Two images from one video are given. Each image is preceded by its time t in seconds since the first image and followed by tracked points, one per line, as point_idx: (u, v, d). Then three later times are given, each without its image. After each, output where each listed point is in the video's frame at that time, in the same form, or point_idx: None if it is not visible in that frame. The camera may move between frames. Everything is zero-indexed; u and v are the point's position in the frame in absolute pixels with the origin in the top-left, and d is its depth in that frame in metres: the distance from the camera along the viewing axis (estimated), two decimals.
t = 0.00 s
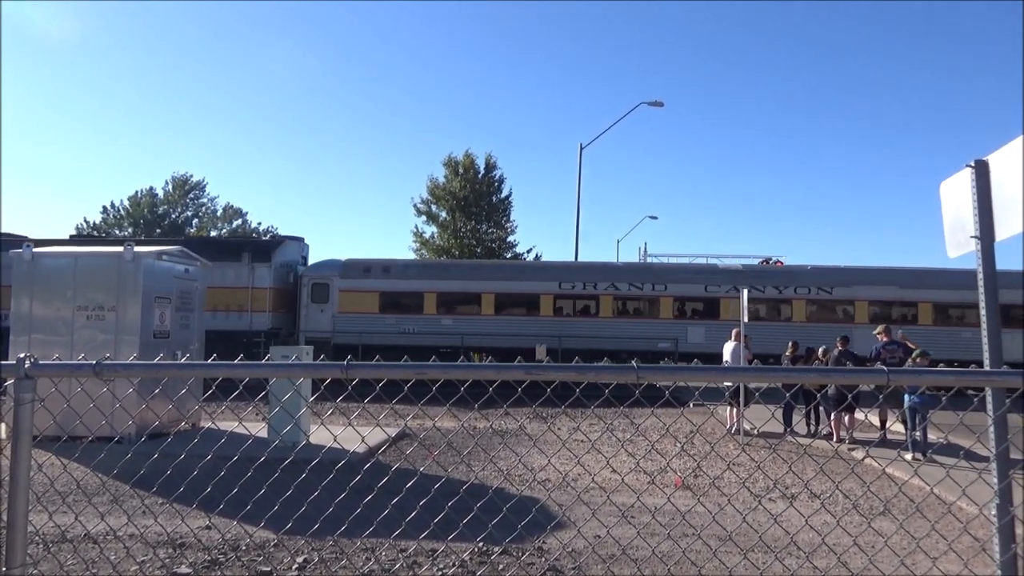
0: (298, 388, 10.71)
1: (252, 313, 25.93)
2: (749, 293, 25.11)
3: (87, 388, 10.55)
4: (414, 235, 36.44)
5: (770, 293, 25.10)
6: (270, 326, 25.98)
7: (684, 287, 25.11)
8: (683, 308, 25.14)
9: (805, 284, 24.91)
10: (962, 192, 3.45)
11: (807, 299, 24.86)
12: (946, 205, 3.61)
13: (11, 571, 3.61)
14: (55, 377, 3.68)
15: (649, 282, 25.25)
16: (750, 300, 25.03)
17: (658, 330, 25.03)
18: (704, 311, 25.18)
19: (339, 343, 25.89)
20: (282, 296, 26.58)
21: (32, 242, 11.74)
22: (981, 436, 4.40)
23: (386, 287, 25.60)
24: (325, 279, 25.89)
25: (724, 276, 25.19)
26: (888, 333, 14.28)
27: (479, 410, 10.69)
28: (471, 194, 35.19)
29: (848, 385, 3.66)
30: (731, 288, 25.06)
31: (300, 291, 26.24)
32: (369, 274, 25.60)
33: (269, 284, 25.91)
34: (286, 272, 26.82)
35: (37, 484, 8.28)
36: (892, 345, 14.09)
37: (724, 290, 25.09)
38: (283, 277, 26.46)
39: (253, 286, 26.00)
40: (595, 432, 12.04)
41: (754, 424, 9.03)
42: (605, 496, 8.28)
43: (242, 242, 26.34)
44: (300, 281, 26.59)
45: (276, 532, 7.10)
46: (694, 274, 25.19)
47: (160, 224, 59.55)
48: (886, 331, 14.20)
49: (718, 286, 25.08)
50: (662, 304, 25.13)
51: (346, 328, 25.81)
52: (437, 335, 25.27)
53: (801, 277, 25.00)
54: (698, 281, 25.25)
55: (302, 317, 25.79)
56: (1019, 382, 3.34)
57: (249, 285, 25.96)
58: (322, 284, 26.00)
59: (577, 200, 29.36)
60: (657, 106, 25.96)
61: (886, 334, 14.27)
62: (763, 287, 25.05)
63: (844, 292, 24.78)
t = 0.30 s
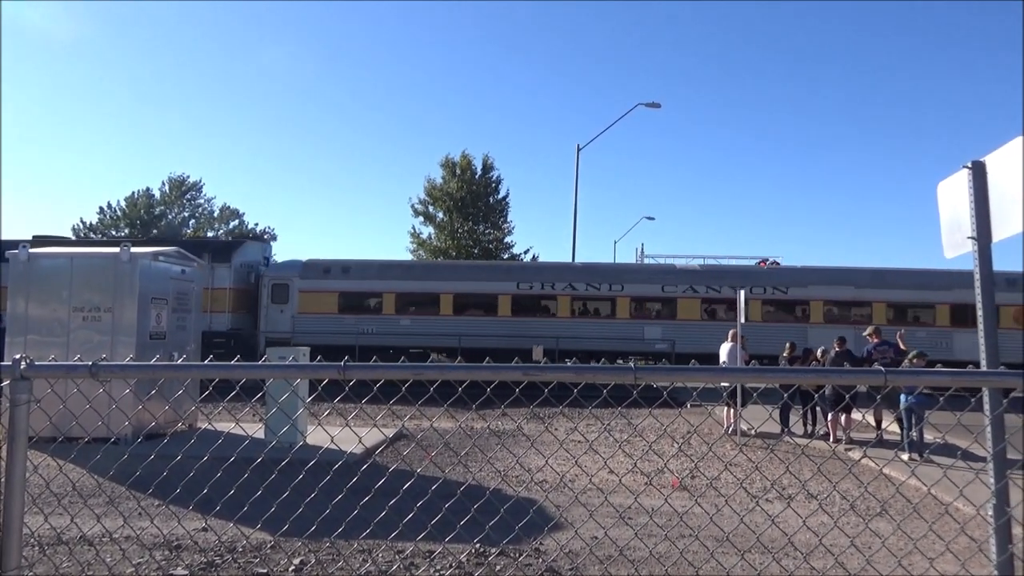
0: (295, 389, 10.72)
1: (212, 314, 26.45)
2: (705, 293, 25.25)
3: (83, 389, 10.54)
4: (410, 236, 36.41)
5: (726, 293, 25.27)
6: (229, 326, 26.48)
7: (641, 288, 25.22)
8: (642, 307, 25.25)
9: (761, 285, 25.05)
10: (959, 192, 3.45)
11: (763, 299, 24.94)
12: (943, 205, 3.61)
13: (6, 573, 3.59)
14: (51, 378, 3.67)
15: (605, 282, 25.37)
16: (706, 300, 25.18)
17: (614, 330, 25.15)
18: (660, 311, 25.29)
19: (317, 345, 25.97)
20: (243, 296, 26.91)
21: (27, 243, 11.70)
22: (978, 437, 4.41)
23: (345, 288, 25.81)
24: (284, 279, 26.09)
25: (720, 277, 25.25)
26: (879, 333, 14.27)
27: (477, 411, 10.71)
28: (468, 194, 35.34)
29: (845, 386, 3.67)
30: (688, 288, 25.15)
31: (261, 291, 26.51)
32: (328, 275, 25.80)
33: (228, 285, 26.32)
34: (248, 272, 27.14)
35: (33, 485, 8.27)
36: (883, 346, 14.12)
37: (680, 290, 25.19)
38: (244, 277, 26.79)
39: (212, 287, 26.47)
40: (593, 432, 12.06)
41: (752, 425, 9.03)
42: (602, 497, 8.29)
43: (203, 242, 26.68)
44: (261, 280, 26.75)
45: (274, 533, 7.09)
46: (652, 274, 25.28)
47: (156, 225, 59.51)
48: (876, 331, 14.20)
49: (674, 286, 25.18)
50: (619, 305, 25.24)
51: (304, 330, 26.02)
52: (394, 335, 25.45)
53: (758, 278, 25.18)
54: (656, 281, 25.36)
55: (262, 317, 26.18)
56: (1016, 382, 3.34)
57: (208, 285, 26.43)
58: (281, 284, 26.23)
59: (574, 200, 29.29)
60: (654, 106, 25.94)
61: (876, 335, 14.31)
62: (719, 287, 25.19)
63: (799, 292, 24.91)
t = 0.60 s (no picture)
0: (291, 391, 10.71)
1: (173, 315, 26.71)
2: (662, 292, 25.29)
3: (79, 392, 10.52)
4: (407, 237, 36.47)
5: (683, 292, 25.28)
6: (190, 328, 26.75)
7: (597, 288, 25.31)
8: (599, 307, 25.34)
9: (716, 284, 25.23)
10: (953, 191, 3.46)
11: (718, 299, 25.14)
12: (938, 203, 3.61)
13: None
14: (46, 381, 3.67)
15: (563, 282, 25.46)
16: (662, 300, 25.24)
17: (570, 330, 25.27)
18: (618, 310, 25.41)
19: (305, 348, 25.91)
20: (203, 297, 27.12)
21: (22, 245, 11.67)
22: (974, 436, 4.42)
23: (304, 289, 25.87)
24: (244, 280, 26.08)
25: (716, 277, 25.29)
26: (870, 333, 14.29)
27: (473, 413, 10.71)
28: (464, 196, 35.19)
29: (841, 386, 3.67)
30: (644, 287, 25.24)
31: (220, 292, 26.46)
32: (287, 276, 25.90)
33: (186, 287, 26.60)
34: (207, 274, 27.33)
35: (29, 488, 8.26)
36: (878, 346, 14.14)
37: (637, 290, 25.29)
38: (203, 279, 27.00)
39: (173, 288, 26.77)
40: (590, 433, 12.07)
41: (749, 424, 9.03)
42: (600, 498, 8.29)
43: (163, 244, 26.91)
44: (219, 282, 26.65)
45: (271, 536, 7.09)
46: (608, 274, 25.36)
47: (152, 226, 59.53)
48: (867, 331, 14.22)
49: (631, 286, 25.28)
50: (576, 305, 25.34)
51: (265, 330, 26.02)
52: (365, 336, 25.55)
53: (713, 277, 25.34)
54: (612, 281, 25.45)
55: (221, 318, 26.10)
56: (1012, 381, 3.34)
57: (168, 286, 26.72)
58: (241, 286, 26.22)
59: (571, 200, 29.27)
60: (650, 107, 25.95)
61: (868, 335, 14.31)
62: (675, 287, 25.19)
63: (756, 292, 25.09)
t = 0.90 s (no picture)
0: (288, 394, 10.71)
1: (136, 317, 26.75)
2: (620, 293, 25.46)
3: (76, 395, 10.51)
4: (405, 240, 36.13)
5: (640, 293, 25.43)
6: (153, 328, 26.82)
7: (557, 288, 25.43)
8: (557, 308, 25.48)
9: (674, 285, 25.38)
10: (948, 191, 3.46)
11: (676, 299, 25.28)
12: (933, 204, 3.62)
13: None
14: (43, 385, 3.67)
15: (522, 283, 25.59)
16: (620, 300, 25.40)
17: (530, 330, 25.44)
18: (577, 311, 25.56)
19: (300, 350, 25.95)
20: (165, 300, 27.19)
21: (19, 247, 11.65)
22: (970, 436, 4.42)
23: (265, 290, 26.02)
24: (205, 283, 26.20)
25: (712, 278, 25.35)
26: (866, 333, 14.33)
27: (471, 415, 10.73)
28: (462, 197, 35.37)
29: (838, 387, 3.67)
30: (602, 288, 25.40)
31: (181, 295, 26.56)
32: (247, 278, 26.05)
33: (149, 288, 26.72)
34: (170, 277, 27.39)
35: (25, 491, 8.25)
36: (874, 346, 14.17)
37: (595, 290, 25.43)
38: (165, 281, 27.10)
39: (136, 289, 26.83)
40: (588, 434, 12.08)
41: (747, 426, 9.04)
42: (598, 499, 8.29)
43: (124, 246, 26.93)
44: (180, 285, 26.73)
45: (268, 538, 7.09)
46: (567, 274, 25.46)
47: (150, 228, 59.46)
48: (865, 332, 14.25)
49: (589, 287, 25.41)
50: (535, 305, 25.45)
51: (254, 333, 26.02)
52: (362, 339, 25.66)
53: (670, 277, 25.44)
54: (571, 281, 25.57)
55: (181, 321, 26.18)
56: (1008, 381, 3.34)
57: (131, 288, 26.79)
58: (202, 289, 26.33)
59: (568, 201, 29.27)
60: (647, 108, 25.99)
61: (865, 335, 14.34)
62: (633, 287, 25.38)
63: (713, 291, 25.26)
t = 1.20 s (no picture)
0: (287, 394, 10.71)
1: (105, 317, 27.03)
2: (580, 293, 25.49)
3: (74, 396, 10.50)
4: (404, 241, 36.20)
5: (601, 293, 25.48)
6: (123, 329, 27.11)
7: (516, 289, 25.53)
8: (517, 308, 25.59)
9: (633, 285, 25.40)
10: (948, 191, 3.46)
11: (635, 299, 25.32)
12: (932, 204, 3.61)
13: None
14: (40, 386, 3.66)
15: (482, 283, 25.70)
16: (581, 301, 25.44)
17: (491, 330, 25.57)
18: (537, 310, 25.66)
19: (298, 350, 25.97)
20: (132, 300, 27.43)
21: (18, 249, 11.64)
22: (969, 437, 4.42)
23: (227, 292, 26.10)
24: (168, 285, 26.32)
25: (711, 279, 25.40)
26: (869, 334, 14.29)
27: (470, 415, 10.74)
28: (461, 198, 35.35)
29: (837, 388, 3.67)
30: (562, 288, 25.47)
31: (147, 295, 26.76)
32: (208, 280, 26.09)
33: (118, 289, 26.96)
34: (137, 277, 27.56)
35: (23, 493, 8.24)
36: (872, 347, 14.16)
37: (555, 291, 25.52)
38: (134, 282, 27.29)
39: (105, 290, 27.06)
40: (587, 435, 12.08)
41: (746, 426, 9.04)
42: (597, 500, 8.29)
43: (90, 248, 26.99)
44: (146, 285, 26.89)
45: (267, 539, 7.08)
46: (527, 275, 25.58)
47: (149, 230, 59.35)
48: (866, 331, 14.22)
49: (550, 287, 25.51)
50: (495, 306, 25.57)
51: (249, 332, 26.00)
52: (361, 340, 25.77)
53: (630, 278, 25.47)
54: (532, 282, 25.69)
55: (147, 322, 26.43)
56: (1008, 382, 3.34)
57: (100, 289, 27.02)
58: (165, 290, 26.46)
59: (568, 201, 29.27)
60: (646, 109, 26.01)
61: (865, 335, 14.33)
62: (593, 288, 25.42)
63: (673, 291, 25.32)
